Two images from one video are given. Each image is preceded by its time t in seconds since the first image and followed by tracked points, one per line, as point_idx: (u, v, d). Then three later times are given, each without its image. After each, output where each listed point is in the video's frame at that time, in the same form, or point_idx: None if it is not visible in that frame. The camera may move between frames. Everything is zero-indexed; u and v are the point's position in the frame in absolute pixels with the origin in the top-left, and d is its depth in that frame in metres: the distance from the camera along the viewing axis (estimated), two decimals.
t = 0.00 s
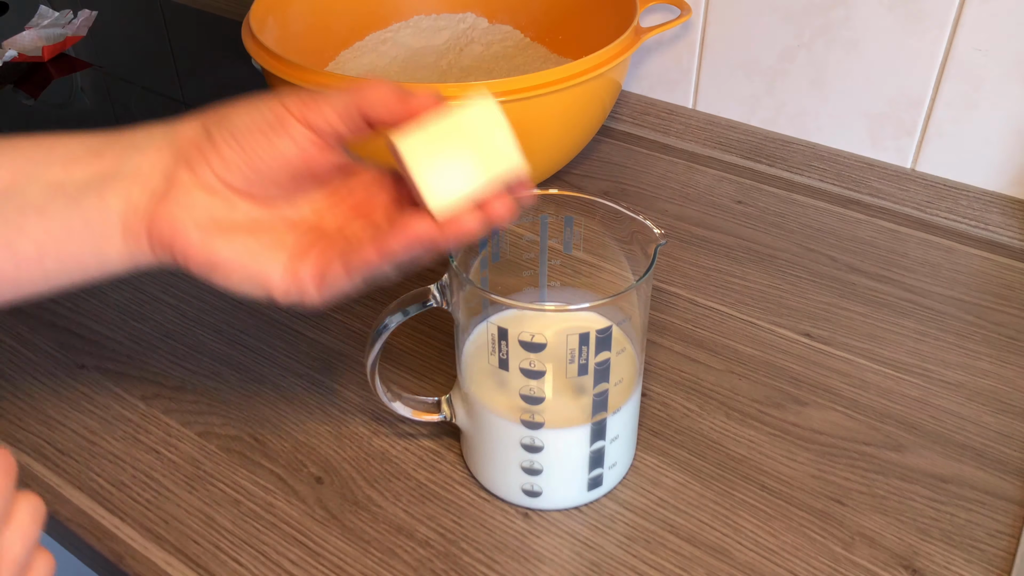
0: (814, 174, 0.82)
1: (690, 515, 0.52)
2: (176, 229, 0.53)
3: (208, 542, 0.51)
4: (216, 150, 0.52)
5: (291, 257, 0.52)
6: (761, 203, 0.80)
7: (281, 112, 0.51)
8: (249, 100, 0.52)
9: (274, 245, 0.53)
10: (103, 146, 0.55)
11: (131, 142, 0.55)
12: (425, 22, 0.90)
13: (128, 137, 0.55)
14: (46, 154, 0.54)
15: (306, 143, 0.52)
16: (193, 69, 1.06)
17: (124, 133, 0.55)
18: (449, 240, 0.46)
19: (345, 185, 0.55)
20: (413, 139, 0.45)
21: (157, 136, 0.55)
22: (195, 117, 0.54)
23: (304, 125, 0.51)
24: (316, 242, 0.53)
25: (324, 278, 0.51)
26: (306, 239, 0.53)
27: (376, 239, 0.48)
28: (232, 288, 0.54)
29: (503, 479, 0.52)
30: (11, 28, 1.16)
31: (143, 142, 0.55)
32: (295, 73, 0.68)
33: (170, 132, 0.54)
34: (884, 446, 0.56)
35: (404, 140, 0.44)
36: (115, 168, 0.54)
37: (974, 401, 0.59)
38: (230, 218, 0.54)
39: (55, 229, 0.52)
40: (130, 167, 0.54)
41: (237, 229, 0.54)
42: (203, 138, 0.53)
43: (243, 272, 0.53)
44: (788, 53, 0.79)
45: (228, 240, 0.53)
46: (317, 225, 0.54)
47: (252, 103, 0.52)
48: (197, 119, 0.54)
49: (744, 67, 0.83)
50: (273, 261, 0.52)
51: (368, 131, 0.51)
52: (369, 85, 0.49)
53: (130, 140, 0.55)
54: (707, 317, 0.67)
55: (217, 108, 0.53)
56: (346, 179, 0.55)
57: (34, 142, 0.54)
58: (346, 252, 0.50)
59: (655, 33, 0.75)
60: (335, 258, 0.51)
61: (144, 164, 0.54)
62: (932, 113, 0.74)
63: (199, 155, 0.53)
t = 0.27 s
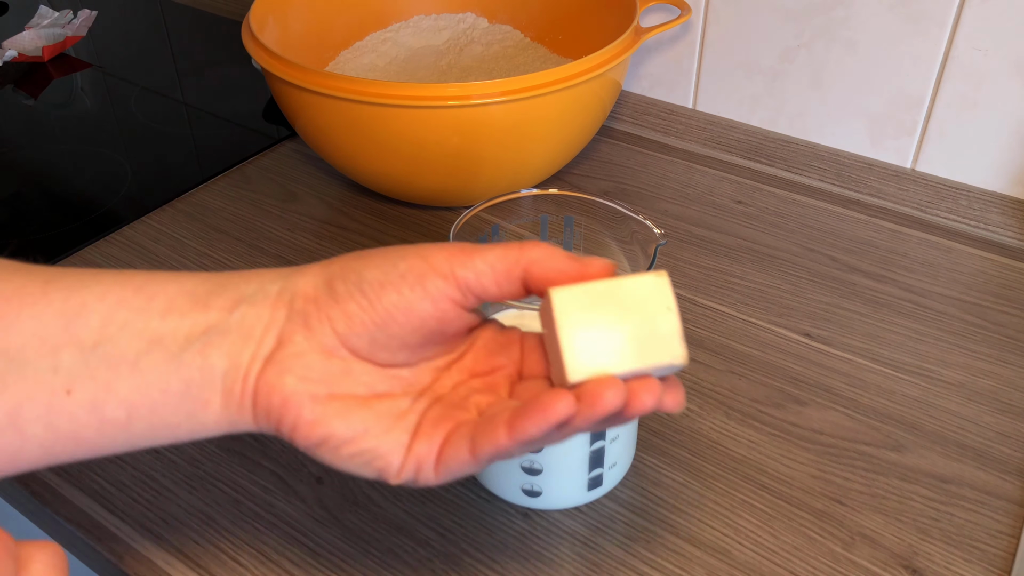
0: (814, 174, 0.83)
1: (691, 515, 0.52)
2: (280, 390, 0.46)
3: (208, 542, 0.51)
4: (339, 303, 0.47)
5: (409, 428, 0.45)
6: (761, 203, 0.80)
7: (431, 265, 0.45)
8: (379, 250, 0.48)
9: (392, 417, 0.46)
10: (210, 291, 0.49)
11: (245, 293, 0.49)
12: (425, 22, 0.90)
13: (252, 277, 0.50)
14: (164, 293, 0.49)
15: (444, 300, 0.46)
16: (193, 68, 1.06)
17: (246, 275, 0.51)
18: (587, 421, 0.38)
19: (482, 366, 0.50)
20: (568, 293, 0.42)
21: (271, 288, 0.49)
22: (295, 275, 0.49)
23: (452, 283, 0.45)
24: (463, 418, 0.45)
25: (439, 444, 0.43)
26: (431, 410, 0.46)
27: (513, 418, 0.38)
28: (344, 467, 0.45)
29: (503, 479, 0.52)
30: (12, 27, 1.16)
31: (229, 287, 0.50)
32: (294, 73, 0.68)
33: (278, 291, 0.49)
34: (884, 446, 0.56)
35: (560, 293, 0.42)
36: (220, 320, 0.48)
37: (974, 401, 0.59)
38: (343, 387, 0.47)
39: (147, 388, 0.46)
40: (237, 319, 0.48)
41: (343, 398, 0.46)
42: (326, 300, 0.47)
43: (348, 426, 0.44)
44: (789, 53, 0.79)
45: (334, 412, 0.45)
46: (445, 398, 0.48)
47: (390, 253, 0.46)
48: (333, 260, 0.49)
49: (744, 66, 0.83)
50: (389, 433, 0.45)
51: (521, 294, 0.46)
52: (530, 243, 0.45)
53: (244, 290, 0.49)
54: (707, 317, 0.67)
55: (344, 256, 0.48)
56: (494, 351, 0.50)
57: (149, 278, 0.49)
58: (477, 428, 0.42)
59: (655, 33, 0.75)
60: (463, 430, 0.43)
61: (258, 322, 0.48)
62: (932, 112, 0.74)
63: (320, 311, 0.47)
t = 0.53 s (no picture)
0: (814, 174, 0.83)
1: (691, 516, 0.52)
2: (303, 414, 0.46)
3: (208, 542, 0.51)
4: (356, 324, 0.47)
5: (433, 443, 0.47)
6: (761, 203, 0.80)
7: (443, 281, 0.45)
8: (390, 261, 0.47)
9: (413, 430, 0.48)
10: (217, 308, 0.48)
11: (254, 309, 0.48)
12: (425, 22, 0.90)
13: (258, 292, 0.49)
14: (167, 315, 0.47)
15: (457, 318, 0.46)
16: (193, 68, 1.06)
17: (250, 287, 0.49)
18: (631, 455, 0.43)
19: (493, 366, 0.54)
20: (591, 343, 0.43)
21: (280, 303, 0.48)
22: (305, 289, 0.48)
23: (465, 300, 0.45)
24: (484, 431, 0.48)
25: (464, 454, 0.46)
26: (451, 422, 0.49)
27: (553, 448, 0.42)
28: (372, 480, 0.48)
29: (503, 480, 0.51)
30: (11, 28, 1.16)
31: (237, 303, 0.48)
32: (295, 73, 0.68)
33: (289, 307, 0.48)
34: (884, 446, 0.56)
35: (582, 352, 0.43)
36: (231, 342, 0.47)
37: (974, 401, 0.59)
38: (365, 404, 0.48)
39: (162, 418, 0.46)
40: (249, 338, 0.47)
41: (367, 416, 0.47)
42: (338, 315, 0.47)
43: (377, 445, 0.46)
44: (789, 53, 0.79)
45: (361, 431, 0.46)
46: (463, 409, 0.51)
47: (400, 269, 0.46)
48: (342, 273, 0.48)
49: (744, 67, 0.83)
50: (415, 448, 0.47)
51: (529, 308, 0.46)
52: (541, 260, 0.44)
53: (252, 306, 0.48)
54: (707, 317, 0.67)
55: (355, 270, 0.48)
56: (507, 355, 0.54)
57: (148, 298, 0.48)
58: (509, 446, 0.45)
59: (655, 34, 0.75)
60: (493, 446, 0.45)
61: (270, 341, 0.47)
62: (932, 112, 0.74)
63: (337, 331, 0.47)
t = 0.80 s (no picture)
0: (814, 174, 0.82)
1: (691, 515, 0.52)
2: (315, 388, 0.45)
3: (208, 542, 0.51)
4: (365, 294, 0.47)
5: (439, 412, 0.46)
6: (761, 203, 0.80)
7: (452, 244, 0.47)
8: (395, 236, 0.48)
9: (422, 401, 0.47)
10: (222, 292, 0.48)
11: (259, 290, 0.48)
12: (425, 22, 0.90)
13: (262, 274, 0.49)
14: (172, 301, 0.47)
15: (467, 284, 0.48)
16: (193, 68, 1.06)
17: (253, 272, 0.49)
18: (611, 378, 0.40)
19: (488, 335, 0.53)
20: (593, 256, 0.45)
21: (286, 283, 0.48)
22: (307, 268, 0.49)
23: (474, 262, 0.47)
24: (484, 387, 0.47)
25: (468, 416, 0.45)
26: (453, 385, 0.48)
27: (538, 377, 0.40)
28: (384, 453, 0.46)
29: (503, 480, 0.52)
30: (12, 28, 1.16)
31: (242, 285, 0.48)
32: (295, 73, 0.68)
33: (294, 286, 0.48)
34: (884, 446, 0.56)
35: (586, 260, 0.44)
36: (238, 324, 0.47)
37: (974, 401, 0.59)
38: (375, 377, 0.47)
39: (171, 402, 0.45)
40: (256, 318, 0.47)
41: (379, 387, 0.46)
42: (344, 288, 0.47)
43: (387, 413, 0.45)
44: (789, 53, 0.79)
45: (373, 401, 0.45)
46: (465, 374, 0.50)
47: (407, 239, 0.47)
48: (347, 251, 0.49)
49: (744, 67, 0.83)
50: (424, 415, 0.46)
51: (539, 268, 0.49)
52: (546, 218, 0.47)
53: (257, 288, 0.48)
54: (706, 317, 0.67)
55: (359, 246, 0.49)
56: (500, 320, 0.53)
57: (152, 286, 0.48)
58: (500, 391, 0.43)
59: (655, 33, 0.75)
60: (486, 396, 0.44)
61: (277, 321, 0.47)
62: (932, 112, 0.74)
63: (345, 305, 0.47)
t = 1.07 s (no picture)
0: (814, 174, 0.82)
1: (691, 516, 0.52)
2: (305, 358, 0.46)
3: (208, 542, 0.51)
4: (353, 267, 0.47)
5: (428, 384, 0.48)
6: (761, 203, 0.80)
7: (437, 218, 0.46)
8: (379, 206, 0.48)
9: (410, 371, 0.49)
10: (211, 263, 0.47)
11: (247, 259, 0.48)
12: (425, 22, 0.90)
13: (250, 241, 0.48)
14: (159, 271, 0.47)
15: (452, 256, 0.48)
16: (193, 68, 1.06)
17: (240, 239, 0.48)
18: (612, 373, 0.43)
19: (482, 304, 0.55)
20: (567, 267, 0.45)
21: (274, 252, 0.48)
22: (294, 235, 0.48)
23: (457, 234, 0.47)
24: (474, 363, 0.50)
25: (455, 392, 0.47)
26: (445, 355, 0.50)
27: (543, 371, 0.43)
28: (372, 417, 0.48)
29: (503, 480, 0.52)
30: (11, 28, 1.16)
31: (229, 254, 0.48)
32: (295, 73, 0.68)
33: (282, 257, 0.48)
34: (884, 446, 0.56)
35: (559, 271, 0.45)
36: (228, 294, 0.47)
37: (974, 401, 0.59)
38: (364, 345, 0.48)
39: (167, 371, 0.46)
40: (245, 289, 0.47)
41: (368, 355, 0.47)
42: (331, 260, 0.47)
43: (377, 387, 0.47)
44: (789, 53, 0.79)
45: (362, 370, 0.47)
46: (453, 344, 0.52)
47: (391, 213, 0.47)
48: (334, 220, 0.48)
49: (744, 66, 0.83)
50: (412, 384, 0.48)
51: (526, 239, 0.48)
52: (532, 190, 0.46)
53: (246, 257, 0.48)
54: (707, 317, 0.67)
55: (346, 215, 0.48)
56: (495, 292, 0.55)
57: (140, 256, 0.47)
58: (498, 375, 0.45)
59: (655, 33, 0.75)
60: (484, 376, 0.46)
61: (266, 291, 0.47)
62: (932, 113, 0.74)
63: (334, 276, 0.47)
